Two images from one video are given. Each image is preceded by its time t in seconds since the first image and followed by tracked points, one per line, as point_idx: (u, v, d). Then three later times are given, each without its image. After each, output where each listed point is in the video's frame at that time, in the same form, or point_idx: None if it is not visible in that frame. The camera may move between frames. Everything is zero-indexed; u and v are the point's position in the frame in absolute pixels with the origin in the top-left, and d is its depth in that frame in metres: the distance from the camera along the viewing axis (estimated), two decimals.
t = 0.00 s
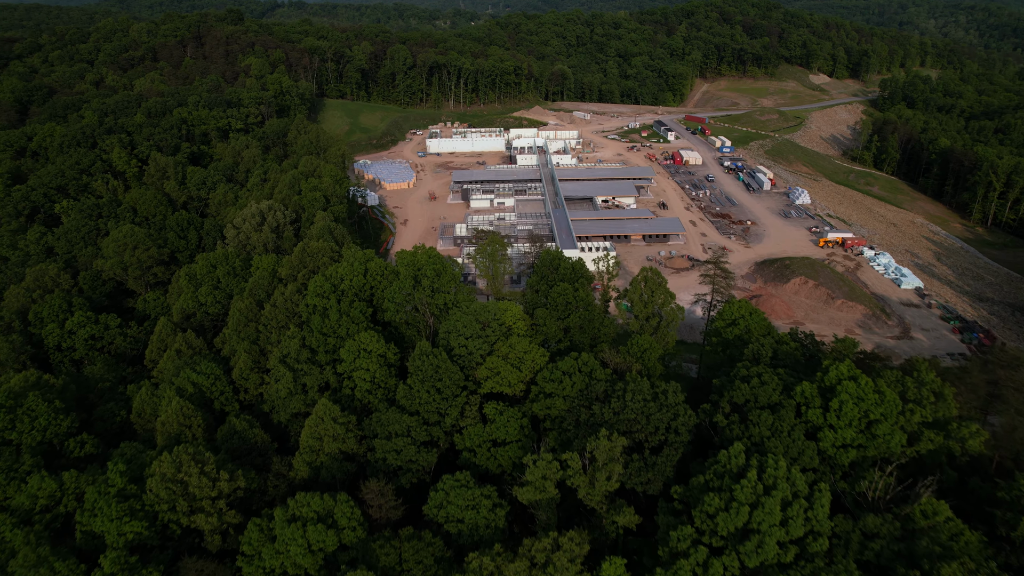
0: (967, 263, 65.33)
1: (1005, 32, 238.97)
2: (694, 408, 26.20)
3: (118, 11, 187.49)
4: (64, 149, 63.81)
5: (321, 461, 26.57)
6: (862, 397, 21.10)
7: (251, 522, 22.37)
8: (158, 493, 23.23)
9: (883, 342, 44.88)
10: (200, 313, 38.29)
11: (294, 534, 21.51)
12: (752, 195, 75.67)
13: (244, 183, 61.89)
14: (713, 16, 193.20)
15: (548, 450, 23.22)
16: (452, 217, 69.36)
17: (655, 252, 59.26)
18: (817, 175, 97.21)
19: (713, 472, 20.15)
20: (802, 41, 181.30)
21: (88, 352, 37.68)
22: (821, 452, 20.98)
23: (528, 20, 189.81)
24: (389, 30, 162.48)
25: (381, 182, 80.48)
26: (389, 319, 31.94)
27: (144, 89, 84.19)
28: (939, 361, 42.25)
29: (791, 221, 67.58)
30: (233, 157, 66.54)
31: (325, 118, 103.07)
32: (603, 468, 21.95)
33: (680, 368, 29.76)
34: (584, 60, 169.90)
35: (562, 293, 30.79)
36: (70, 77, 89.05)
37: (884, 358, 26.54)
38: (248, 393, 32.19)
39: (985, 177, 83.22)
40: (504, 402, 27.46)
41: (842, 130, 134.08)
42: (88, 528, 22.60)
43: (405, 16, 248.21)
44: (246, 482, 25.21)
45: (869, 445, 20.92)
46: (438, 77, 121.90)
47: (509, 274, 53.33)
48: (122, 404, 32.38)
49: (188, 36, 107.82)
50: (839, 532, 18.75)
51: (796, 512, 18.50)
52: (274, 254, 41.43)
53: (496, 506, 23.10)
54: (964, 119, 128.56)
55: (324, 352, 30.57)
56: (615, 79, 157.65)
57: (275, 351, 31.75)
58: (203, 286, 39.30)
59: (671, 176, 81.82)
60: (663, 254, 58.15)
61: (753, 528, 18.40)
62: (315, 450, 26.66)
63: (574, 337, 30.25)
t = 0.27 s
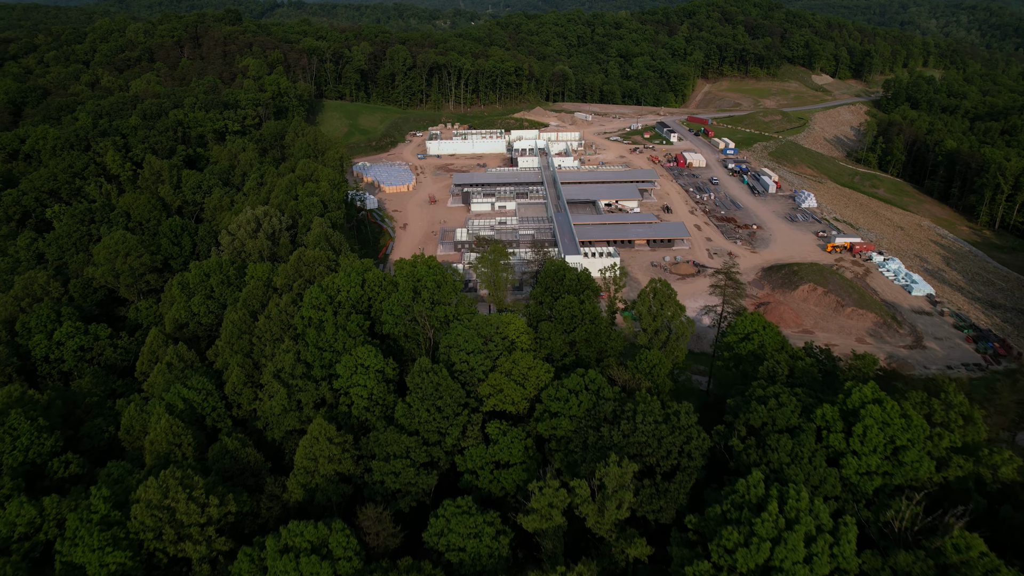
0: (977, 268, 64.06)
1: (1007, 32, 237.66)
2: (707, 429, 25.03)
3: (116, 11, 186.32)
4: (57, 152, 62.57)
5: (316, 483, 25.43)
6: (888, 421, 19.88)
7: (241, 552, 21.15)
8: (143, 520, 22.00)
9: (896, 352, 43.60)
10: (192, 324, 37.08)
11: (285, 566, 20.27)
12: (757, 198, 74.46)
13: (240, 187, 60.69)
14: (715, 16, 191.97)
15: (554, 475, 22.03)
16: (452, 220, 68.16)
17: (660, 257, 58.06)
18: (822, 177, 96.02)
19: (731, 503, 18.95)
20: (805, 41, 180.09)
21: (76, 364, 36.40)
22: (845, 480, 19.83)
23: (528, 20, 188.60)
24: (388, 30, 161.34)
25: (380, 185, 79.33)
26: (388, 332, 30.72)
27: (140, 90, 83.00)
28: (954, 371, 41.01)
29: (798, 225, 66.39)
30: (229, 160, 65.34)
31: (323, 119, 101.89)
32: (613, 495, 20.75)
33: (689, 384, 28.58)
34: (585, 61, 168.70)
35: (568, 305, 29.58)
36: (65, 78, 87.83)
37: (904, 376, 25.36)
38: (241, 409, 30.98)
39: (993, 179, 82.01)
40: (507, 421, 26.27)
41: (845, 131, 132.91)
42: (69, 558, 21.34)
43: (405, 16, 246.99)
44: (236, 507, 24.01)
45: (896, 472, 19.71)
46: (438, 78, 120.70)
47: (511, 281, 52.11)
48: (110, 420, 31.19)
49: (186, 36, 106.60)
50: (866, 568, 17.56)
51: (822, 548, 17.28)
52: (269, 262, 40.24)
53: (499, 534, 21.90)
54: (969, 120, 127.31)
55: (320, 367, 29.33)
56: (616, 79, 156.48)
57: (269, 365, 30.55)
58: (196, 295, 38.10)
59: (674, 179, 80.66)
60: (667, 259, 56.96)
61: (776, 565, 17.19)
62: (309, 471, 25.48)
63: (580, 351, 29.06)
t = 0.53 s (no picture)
0: (987, 273, 62.82)
1: (1009, 31, 236.40)
2: (721, 452, 23.87)
3: (114, 11, 185.16)
4: (49, 154, 61.33)
5: (311, 507, 24.24)
6: (919, 449, 18.63)
7: None
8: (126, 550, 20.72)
9: (908, 362, 42.41)
10: (184, 335, 35.87)
11: None
12: (762, 202, 73.30)
13: (237, 191, 59.51)
14: (717, 16, 190.74)
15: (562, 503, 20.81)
16: (453, 225, 66.95)
17: (665, 263, 56.89)
18: (827, 179, 94.85)
19: (752, 537, 17.71)
20: (807, 41, 178.81)
21: (64, 377, 34.97)
22: (872, 513, 18.45)
23: (529, 20, 187.36)
24: (388, 30, 160.06)
25: (379, 188, 78.18)
26: (386, 346, 29.50)
27: (136, 92, 81.75)
28: (969, 383, 39.78)
29: (804, 229, 65.21)
30: (225, 163, 64.12)
31: (322, 121, 100.68)
32: (624, 526, 19.54)
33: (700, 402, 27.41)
34: (586, 61, 167.50)
35: (573, 319, 28.39)
36: (60, 79, 86.57)
37: (928, 396, 24.14)
38: (234, 426, 29.76)
39: (1001, 182, 80.78)
40: (511, 442, 25.08)
41: (849, 132, 131.72)
42: None
43: (405, 16, 245.70)
44: (226, 534, 22.77)
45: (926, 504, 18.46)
46: (438, 79, 119.48)
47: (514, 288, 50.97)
48: (98, 437, 29.97)
49: (183, 36, 105.39)
50: None
51: None
52: (264, 270, 39.05)
53: (504, 565, 20.67)
54: (974, 121, 126.06)
55: (315, 384, 28.10)
56: (617, 80, 155.27)
57: (262, 381, 29.35)
58: (188, 305, 36.88)
59: (678, 182, 79.49)
60: (672, 265, 55.81)
61: None
62: (303, 495, 24.27)
63: (586, 367, 27.86)
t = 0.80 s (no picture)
0: (998, 278, 61.55)
1: (1010, 31, 235.24)
2: (737, 478, 22.68)
3: (113, 11, 184.14)
4: (41, 158, 60.09)
5: (304, 534, 23.03)
6: (953, 481, 17.33)
7: None
8: None
9: (922, 372, 41.19)
10: (175, 347, 34.68)
11: None
12: (767, 205, 72.11)
13: (233, 195, 58.33)
14: (718, 16, 189.61)
15: (569, 535, 19.57)
16: (453, 229, 65.77)
17: (670, 268, 55.68)
18: (831, 181, 93.69)
19: None
20: (810, 41, 177.59)
21: (51, 391, 33.87)
22: (904, 549, 17.06)
23: (529, 20, 186.19)
24: (388, 31, 158.78)
25: (378, 191, 77.01)
26: (383, 361, 28.26)
27: (131, 93, 80.54)
28: (985, 395, 38.58)
29: (811, 234, 64.04)
30: (221, 166, 62.91)
31: (321, 122, 99.47)
32: (636, 562, 18.32)
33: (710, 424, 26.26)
34: (587, 61, 166.28)
35: (579, 333, 27.18)
36: (54, 80, 85.35)
37: (953, 418, 22.88)
38: (225, 444, 28.56)
39: (1009, 184, 79.62)
40: (514, 464, 23.89)
41: (853, 134, 130.57)
42: None
43: (405, 16, 244.55)
44: (214, 564, 21.53)
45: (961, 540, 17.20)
46: (438, 80, 118.25)
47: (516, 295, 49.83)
48: (83, 456, 28.76)
49: (179, 37, 104.18)
50: None
51: None
52: (259, 280, 37.90)
53: None
54: (979, 122, 124.86)
55: (310, 401, 26.88)
56: (619, 81, 154.03)
57: (255, 398, 28.14)
58: (179, 315, 35.66)
59: (682, 185, 78.35)
60: (677, 271, 54.69)
61: None
62: (296, 521, 23.06)
63: (593, 384, 26.68)
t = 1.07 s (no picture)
0: (1009, 283, 60.29)
1: (1013, 31, 233.93)
2: (755, 506, 21.42)
3: (111, 11, 182.89)
4: (33, 161, 58.83)
5: (296, 564, 21.69)
6: (992, 519, 16.05)
7: None
8: None
9: (936, 384, 39.93)
10: (166, 360, 33.45)
11: None
12: (773, 209, 70.89)
13: (228, 200, 57.07)
14: (720, 16, 188.37)
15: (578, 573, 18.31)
16: (453, 233, 64.54)
17: (675, 275, 54.47)
18: (836, 184, 92.47)
19: None
20: (812, 41, 176.37)
21: (37, 406, 32.64)
22: None
23: (530, 20, 184.99)
24: (387, 31, 157.54)
25: (377, 194, 75.78)
26: (381, 379, 27.02)
27: (127, 95, 79.25)
28: (1003, 409, 37.35)
29: (818, 239, 62.84)
30: (216, 170, 61.67)
31: (319, 124, 98.27)
32: None
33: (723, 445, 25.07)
34: (588, 62, 165.10)
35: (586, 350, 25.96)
36: (48, 81, 84.09)
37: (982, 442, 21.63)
38: (215, 465, 27.33)
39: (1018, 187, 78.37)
40: (518, 490, 22.66)
41: (856, 134, 129.36)
42: None
43: (405, 16, 243.36)
44: None
45: None
46: (438, 80, 116.99)
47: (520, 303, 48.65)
48: (68, 477, 27.53)
49: (176, 38, 102.90)
50: None
51: None
52: (253, 290, 36.68)
53: None
54: (984, 123, 123.65)
55: (303, 421, 25.61)
56: (620, 81, 152.85)
57: (247, 417, 26.92)
58: (170, 327, 34.42)
59: (685, 188, 77.13)
60: (683, 277, 53.52)
61: None
62: (288, 551, 21.80)
63: (600, 404, 25.48)
